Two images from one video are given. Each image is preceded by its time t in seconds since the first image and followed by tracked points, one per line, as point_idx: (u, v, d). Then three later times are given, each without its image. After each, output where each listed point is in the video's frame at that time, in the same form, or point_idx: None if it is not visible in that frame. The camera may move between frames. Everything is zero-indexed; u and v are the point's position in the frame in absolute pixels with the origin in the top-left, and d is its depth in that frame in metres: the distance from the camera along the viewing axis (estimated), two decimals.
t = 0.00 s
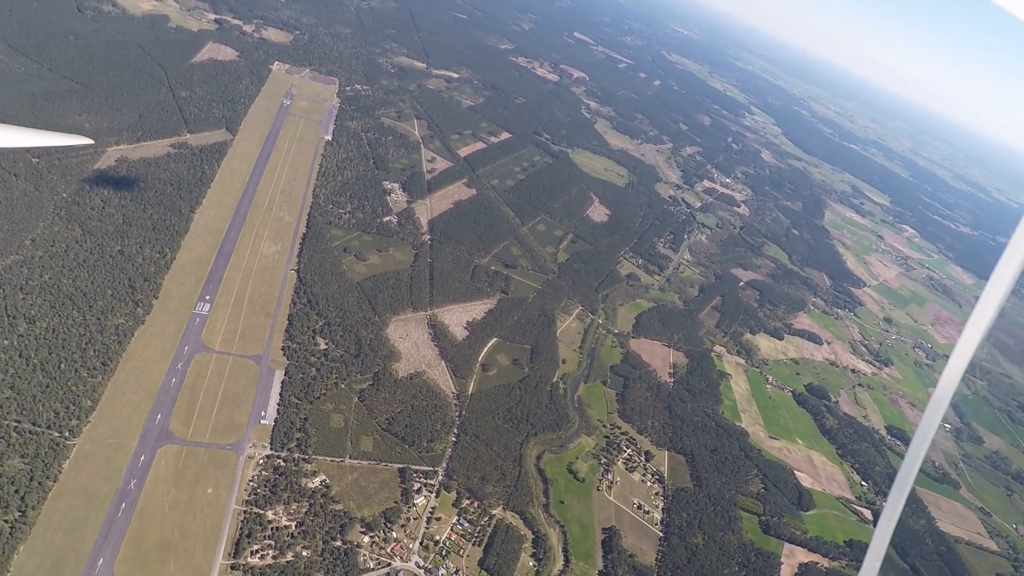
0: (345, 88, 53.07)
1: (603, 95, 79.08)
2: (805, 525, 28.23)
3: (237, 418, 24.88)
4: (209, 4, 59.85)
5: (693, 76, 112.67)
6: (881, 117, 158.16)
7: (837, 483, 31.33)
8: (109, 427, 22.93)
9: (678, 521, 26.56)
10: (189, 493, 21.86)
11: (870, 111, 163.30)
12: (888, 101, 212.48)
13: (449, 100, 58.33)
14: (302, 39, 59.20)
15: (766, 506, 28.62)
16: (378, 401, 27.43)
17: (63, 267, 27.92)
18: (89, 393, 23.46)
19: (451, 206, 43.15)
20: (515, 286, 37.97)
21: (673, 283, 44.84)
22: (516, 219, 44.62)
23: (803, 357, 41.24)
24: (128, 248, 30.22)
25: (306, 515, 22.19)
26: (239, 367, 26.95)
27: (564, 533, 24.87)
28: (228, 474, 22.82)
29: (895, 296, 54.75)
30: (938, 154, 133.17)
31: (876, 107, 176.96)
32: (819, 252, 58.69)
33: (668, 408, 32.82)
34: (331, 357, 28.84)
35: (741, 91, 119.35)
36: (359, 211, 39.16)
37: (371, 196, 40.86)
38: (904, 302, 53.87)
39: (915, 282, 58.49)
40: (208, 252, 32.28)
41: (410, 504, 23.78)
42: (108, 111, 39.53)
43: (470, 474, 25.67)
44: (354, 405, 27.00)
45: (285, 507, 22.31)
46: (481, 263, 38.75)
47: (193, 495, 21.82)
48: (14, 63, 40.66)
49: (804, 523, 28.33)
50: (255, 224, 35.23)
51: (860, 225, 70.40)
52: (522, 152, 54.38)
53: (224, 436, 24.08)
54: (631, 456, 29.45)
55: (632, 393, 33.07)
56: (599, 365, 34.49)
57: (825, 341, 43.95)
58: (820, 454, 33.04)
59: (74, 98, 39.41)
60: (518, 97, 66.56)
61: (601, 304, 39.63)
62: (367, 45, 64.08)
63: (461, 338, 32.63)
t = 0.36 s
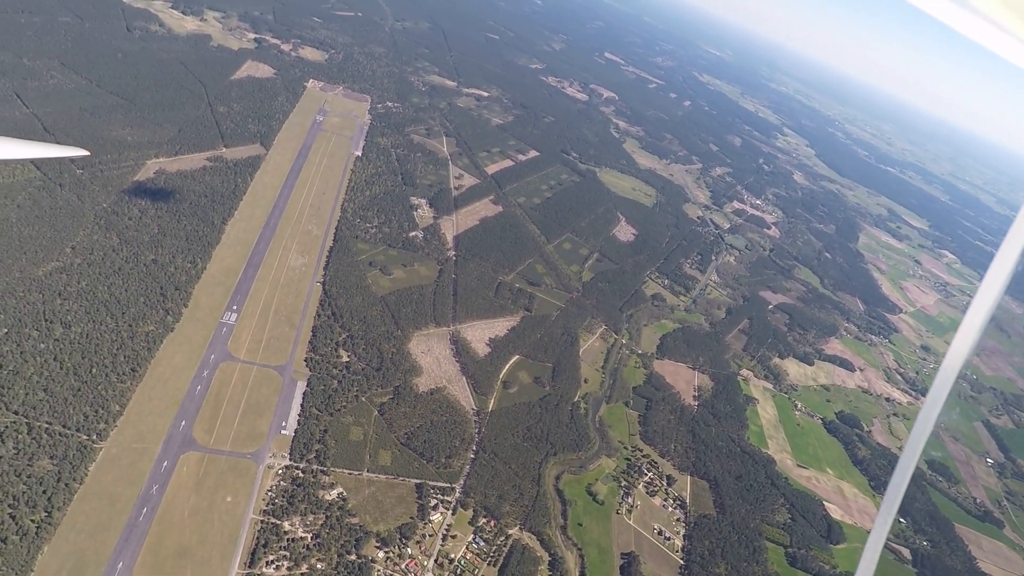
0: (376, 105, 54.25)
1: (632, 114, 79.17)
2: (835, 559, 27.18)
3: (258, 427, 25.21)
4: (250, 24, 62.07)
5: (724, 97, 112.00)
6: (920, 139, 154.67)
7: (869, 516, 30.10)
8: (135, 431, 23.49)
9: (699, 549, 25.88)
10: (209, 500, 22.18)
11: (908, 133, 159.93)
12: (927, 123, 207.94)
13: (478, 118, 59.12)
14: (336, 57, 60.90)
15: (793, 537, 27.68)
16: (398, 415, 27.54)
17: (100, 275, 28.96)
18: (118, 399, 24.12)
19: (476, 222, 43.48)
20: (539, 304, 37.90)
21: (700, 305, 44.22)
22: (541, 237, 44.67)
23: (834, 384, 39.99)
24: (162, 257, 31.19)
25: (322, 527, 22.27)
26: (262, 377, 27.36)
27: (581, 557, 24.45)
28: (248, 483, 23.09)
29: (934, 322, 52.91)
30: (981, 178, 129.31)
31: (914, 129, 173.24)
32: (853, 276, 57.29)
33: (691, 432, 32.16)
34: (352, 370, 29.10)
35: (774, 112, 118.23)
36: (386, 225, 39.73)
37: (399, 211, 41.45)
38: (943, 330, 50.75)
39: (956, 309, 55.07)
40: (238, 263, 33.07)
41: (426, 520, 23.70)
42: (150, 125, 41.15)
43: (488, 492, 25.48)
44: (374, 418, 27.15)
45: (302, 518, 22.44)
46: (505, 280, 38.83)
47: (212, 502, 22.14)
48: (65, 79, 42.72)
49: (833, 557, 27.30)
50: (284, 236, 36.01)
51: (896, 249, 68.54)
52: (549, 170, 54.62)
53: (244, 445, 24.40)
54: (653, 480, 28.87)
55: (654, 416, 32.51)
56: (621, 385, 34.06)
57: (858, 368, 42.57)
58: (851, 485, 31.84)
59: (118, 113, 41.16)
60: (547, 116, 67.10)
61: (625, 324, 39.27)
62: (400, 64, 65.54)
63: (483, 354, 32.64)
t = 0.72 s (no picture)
0: (405, 120, 55.18)
1: (660, 131, 78.91)
2: None
3: (280, 434, 25.52)
4: (286, 40, 64.00)
5: (755, 114, 110.90)
6: (962, 159, 150.17)
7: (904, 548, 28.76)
8: (161, 434, 23.99)
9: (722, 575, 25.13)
10: (229, 504, 22.47)
11: (949, 152, 155.45)
12: (970, 142, 201.94)
13: (506, 133, 59.62)
14: (368, 73, 62.28)
15: (822, 566, 26.62)
16: (418, 427, 27.57)
17: (134, 280, 29.88)
18: (146, 401, 24.72)
19: (502, 236, 43.65)
20: (562, 319, 37.71)
21: (727, 324, 43.45)
22: (566, 252, 44.57)
23: (866, 410, 37.95)
24: (193, 264, 32.04)
25: (339, 536, 22.32)
26: (286, 384, 27.74)
27: None
28: (268, 489, 23.35)
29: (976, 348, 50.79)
30: None
31: (956, 148, 168.31)
32: (889, 298, 55.43)
33: (716, 454, 31.42)
34: (374, 380, 29.32)
35: (806, 130, 116.50)
36: (412, 238, 40.16)
37: (425, 224, 41.88)
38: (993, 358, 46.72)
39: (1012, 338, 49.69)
40: (266, 271, 33.73)
41: (443, 533, 23.58)
42: (187, 137, 42.59)
43: (505, 508, 25.25)
44: (394, 429, 27.21)
45: (320, 526, 22.53)
46: (528, 294, 38.81)
47: (233, 507, 22.41)
48: (109, 93, 44.59)
49: None
50: (311, 246, 36.66)
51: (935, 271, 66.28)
52: (576, 186, 54.63)
53: (266, 451, 24.72)
54: (675, 502, 28.23)
55: (678, 436, 31.88)
56: (645, 404, 33.54)
57: (893, 394, 40.03)
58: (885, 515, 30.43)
59: (158, 125, 42.74)
60: (575, 131, 67.35)
61: (650, 342, 38.75)
62: (430, 79, 66.67)
63: (504, 368, 32.58)
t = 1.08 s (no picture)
0: (436, 132, 55.95)
1: (692, 145, 78.20)
2: None
3: (304, 439, 25.86)
4: (323, 54, 65.72)
5: (791, 129, 109.06)
6: (1011, 176, 144.29)
7: None
8: (189, 435, 24.55)
9: None
10: (253, 508, 22.80)
11: (998, 169, 149.56)
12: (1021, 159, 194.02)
13: (536, 146, 59.86)
14: (401, 86, 63.45)
15: None
16: (441, 437, 27.58)
17: (170, 285, 30.85)
18: (176, 403, 25.35)
19: (529, 248, 43.70)
20: (588, 333, 37.42)
21: (758, 342, 42.47)
22: (594, 266, 44.33)
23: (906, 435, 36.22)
24: (226, 271, 32.90)
25: (359, 544, 22.45)
26: (312, 391, 28.14)
27: None
28: (291, 494, 23.64)
29: None
30: None
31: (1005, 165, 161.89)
32: (932, 318, 52.93)
33: (744, 476, 30.59)
34: (398, 389, 29.51)
35: (845, 146, 113.91)
36: (440, 248, 40.51)
37: (453, 235, 42.20)
38: None
39: None
40: (295, 278, 34.37)
41: (462, 546, 23.49)
42: (225, 147, 43.97)
43: (526, 522, 25.02)
44: (417, 439, 27.29)
45: (340, 534, 22.69)
46: (555, 307, 38.68)
47: (256, 511, 22.74)
48: (154, 104, 46.43)
49: None
50: (341, 255, 37.29)
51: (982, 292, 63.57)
52: (605, 199, 54.43)
53: (291, 456, 25.06)
54: (700, 524, 27.58)
55: (705, 455, 31.17)
56: (671, 421, 32.94)
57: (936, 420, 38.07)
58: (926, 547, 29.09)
59: (198, 135, 44.26)
60: (605, 145, 67.23)
61: (677, 358, 38.10)
62: (462, 93, 67.52)
63: (529, 381, 32.44)
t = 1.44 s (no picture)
0: (473, 149, 56.66)
1: (731, 166, 77.08)
2: None
3: (332, 451, 26.09)
4: (365, 73, 67.60)
5: (835, 151, 106.49)
6: None
7: None
8: (220, 441, 25.05)
9: None
10: (279, 517, 23.05)
11: None
12: None
13: (571, 165, 59.94)
14: (440, 104, 64.63)
15: None
16: (467, 454, 27.45)
17: (209, 293, 31.80)
18: (210, 409, 25.95)
19: (562, 267, 43.57)
20: (619, 354, 36.89)
21: (797, 369, 41.08)
22: (627, 286, 43.83)
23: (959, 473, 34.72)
24: (263, 282, 33.74)
25: (381, 559, 22.43)
26: (341, 402, 28.44)
27: None
28: (316, 504, 23.83)
29: None
30: None
31: None
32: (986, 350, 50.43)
33: (779, 508, 29.44)
34: (426, 405, 29.57)
35: (892, 169, 110.48)
36: (472, 265, 40.73)
37: (486, 252, 42.40)
38: None
39: None
40: (329, 291, 34.98)
41: (484, 566, 23.23)
42: (268, 162, 45.44)
43: (551, 545, 24.59)
44: (443, 455, 27.22)
45: (363, 547, 22.72)
46: (586, 327, 38.34)
47: (281, 520, 22.97)
48: (203, 120, 48.44)
49: None
50: (375, 269, 37.87)
51: None
52: (640, 219, 53.97)
53: (318, 467, 25.30)
54: (731, 556, 26.63)
55: (738, 484, 30.15)
56: (704, 448, 32.03)
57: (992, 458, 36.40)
58: None
59: (242, 150, 45.91)
60: (641, 165, 66.87)
61: (711, 383, 37.15)
62: (499, 111, 68.35)
63: (558, 401, 32.11)
